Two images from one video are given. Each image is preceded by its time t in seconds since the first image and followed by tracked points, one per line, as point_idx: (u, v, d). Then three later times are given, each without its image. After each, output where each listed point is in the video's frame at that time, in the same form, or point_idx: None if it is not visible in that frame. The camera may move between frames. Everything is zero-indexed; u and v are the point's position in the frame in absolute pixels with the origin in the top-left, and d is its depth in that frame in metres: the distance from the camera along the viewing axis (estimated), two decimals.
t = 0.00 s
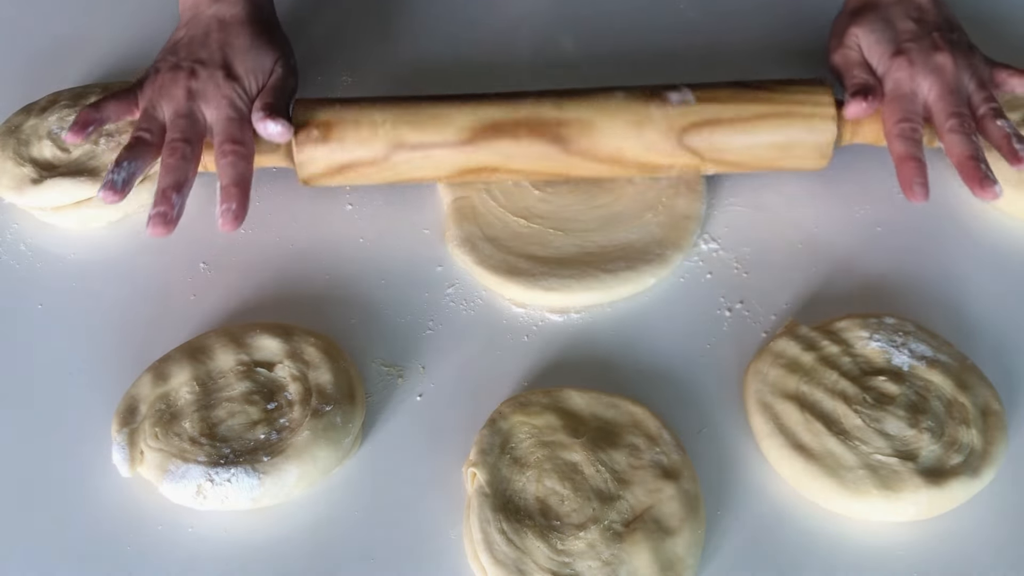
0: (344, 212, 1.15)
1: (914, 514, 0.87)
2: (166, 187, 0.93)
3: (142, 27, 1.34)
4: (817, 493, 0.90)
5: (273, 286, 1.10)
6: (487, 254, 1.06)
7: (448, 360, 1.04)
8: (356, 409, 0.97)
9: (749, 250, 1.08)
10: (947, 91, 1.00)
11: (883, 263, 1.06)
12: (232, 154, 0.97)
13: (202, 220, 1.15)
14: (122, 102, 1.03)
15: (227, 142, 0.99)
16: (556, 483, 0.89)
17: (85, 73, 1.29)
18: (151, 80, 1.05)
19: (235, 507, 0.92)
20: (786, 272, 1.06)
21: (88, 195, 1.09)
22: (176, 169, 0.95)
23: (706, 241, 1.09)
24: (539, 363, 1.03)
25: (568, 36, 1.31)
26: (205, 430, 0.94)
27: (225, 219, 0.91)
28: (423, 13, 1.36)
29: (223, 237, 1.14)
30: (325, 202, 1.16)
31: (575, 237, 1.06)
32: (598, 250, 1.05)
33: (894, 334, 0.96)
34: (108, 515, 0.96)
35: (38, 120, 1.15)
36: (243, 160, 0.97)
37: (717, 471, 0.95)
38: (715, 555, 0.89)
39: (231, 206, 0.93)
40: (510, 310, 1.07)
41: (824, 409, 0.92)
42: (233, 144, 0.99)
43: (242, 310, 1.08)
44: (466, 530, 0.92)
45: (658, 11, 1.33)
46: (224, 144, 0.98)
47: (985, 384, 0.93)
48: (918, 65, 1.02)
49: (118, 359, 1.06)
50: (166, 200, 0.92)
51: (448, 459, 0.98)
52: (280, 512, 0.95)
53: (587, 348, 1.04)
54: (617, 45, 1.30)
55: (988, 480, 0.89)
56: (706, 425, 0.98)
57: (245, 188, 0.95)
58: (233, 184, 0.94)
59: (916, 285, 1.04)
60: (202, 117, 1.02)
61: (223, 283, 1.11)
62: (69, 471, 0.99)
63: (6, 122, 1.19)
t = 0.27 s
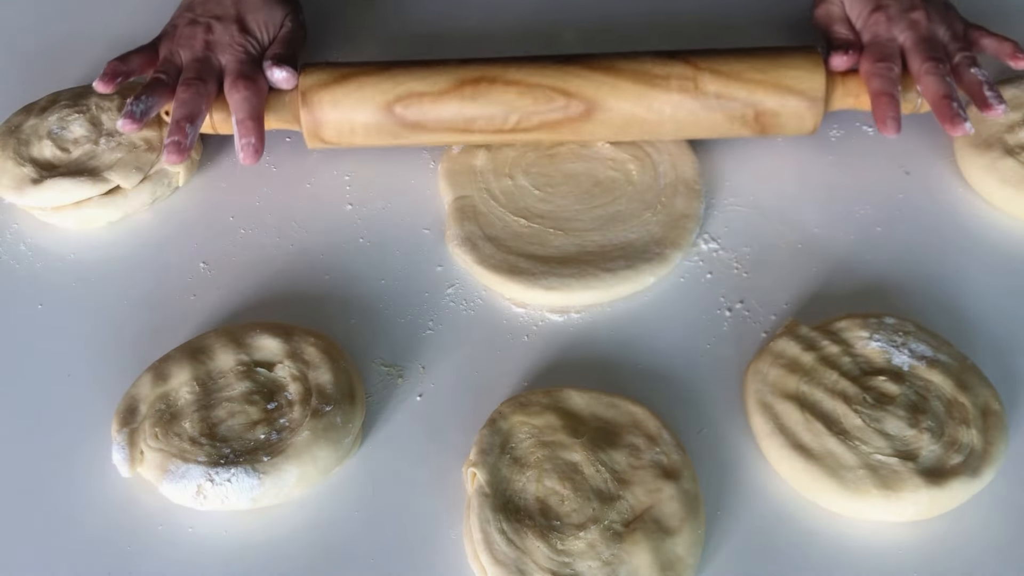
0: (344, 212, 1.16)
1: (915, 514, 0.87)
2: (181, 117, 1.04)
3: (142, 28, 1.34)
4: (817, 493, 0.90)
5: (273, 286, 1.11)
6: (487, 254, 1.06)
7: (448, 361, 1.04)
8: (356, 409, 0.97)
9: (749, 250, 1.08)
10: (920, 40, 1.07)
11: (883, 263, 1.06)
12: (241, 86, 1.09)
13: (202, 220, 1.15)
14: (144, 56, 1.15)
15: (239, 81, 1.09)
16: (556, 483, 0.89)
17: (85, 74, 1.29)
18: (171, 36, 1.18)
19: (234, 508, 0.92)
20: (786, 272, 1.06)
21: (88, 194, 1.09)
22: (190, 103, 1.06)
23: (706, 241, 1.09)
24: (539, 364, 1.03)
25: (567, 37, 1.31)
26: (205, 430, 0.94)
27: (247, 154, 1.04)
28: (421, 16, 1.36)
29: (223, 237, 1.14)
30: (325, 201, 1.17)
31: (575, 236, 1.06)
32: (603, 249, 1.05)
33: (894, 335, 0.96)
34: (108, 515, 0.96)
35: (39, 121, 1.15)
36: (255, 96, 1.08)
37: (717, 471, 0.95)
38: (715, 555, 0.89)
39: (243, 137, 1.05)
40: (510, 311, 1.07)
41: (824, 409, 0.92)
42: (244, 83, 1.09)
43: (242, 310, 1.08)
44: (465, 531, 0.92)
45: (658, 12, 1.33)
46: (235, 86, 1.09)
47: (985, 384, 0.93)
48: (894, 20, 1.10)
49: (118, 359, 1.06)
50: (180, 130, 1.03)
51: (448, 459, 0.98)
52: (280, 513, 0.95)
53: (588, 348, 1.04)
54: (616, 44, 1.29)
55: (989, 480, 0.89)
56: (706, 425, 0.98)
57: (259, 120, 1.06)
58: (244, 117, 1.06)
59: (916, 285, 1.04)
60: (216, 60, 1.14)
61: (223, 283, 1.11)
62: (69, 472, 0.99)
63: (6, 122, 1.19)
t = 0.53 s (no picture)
0: (344, 212, 1.16)
1: (914, 514, 0.87)
2: (204, 71, 1.07)
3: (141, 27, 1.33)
4: (817, 493, 0.90)
5: (273, 286, 1.11)
6: (488, 254, 1.06)
7: (448, 361, 1.04)
8: (356, 409, 0.97)
9: (750, 250, 1.08)
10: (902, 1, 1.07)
11: (883, 263, 1.06)
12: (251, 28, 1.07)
13: (202, 220, 1.15)
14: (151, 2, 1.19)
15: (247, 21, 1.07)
16: (556, 483, 0.89)
17: (84, 74, 1.29)
18: None
19: (234, 507, 0.92)
20: (786, 272, 1.06)
21: (88, 195, 1.09)
22: (208, 53, 1.07)
23: (706, 241, 1.09)
24: (539, 364, 1.03)
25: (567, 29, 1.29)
26: (205, 430, 0.94)
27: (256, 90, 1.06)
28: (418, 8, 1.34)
29: (223, 237, 1.14)
30: (325, 202, 1.16)
31: (576, 236, 1.06)
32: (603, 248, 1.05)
33: (894, 335, 0.96)
34: (108, 515, 0.96)
35: (38, 120, 1.15)
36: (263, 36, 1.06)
37: (717, 471, 0.95)
38: (715, 555, 0.90)
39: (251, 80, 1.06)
40: (510, 311, 1.07)
41: (824, 409, 0.92)
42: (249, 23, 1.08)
43: (242, 310, 1.08)
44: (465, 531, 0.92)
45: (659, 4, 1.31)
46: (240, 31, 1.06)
47: (985, 384, 0.93)
48: None
49: (118, 359, 1.06)
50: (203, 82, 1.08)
51: (448, 459, 0.98)
52: (280, 512, 0.95)
53: (588, 349, 1.04)
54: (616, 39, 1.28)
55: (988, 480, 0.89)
56: (706, 425, 0.98)
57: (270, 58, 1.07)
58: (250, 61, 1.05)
59: (916, 284, 1.04)
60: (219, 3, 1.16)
61: (223, 283, 1.11)
62: (69, 472, 0.99)
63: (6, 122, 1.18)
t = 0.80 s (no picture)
0: (344, 212, 1.16)
1: (914, 513, 0.87)
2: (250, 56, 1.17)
3: (142, 27, 1.34)
4: (817, 492, 0.90)
5: (273, 285, 1.11)
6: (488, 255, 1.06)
7: (448, 361, 1.04)
8: (355, 409, 0.97)
9: (750, 250, 1.08)
10: None
11: (882, 263, 1.06)
12: None
13: (202, 220, 1.15)
14: None
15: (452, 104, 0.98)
16: (556, 483, 0.89)
17: (85, 74, 1.29)
18: None
19: (234, 506, 0.92)
20: (785, 272, 1.06)
21: (89, 195, 1.09)
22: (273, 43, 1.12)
23: (706, 241, 1.09)
24: (539, 364, 1.03)
25: (568, 27, 1.28)
26: (205, 429, 0.94)
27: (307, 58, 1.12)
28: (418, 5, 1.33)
29: (222, 237, 1.14)
30: (325, 202, 1.16)
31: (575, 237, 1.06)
32: (602, 248, 1.05)
33: (895, 334, 0.96)
34: (108, 515, 0.96)
35: (39, 120, 1.14)
36: None
37: (717, 470, 0.95)
38: (714, 554, 0.90)
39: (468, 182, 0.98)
40: (510, 311, 1.07)
41: (825, 408, 0.92)
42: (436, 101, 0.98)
43: (242, 310, 1.08)
44: (466, 530, 0.92)
45: None
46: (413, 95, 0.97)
47: (985, 383, 0.92)
48: None
49: (118, 359, 1.06)
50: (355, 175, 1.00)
51: (448, 459, 0.98)
52: (280, 511, 0.95)
53: (588, 348, 1.04)
54: (617, 37, 1.27)
55: (988, 480, 0.89)
56: (706, 425, 0.98)
57: None
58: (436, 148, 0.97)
59: (916, 284, 1.04)
60: None
61: (223, 282, 1.11)
62: (69, 471, 0.99)
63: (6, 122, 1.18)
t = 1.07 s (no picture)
0: (344, 212, 1.16)
1: (915, 513, 0.87)
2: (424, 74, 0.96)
3: (142, 27, 1.34)
4: (817, 492, 0.90)
5: (273, 285, 1.11)
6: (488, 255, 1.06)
7: (448, 360, 1.04)
8: (355, 408, 0.97)
9: (749, 250, 1.08)
10: None
11: (882, 263, 1.06)
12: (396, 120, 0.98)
13: (202, 220, 1.15)
14: None
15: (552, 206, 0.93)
16: (556, 482, 0.89)
17: (84, 73, 1.29)
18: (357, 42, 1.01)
19: (234, 506, 0.92)
20: (786, 272, 1.06)
21: (89, 194, 1.09)
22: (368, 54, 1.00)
23: (706, 240, 1.09)
24: (539, 364, 1.03)
25: (567, 26, 1.28)
26: (205, 428, 0.94)
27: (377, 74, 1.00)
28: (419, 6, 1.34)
29: (223, 236, 1.14)
30: (325, 202, 1.17)
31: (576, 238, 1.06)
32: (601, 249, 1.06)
33: (894, 333, 0.96)
34: (108, 514, 0.96)
35: (39, 120, 1.14)
36: None
37: (717, 470, 0.95)
38: (714, 554, 0.90)
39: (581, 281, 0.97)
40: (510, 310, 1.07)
41: (824, 408, 0.93)
42: (537, 202, 0.93)
43: (242, 310, 1.09)
44: (465, 530, 0.92)
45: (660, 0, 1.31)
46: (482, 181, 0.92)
47: (984, 383, 0.92)
48: None
49: (118, 358, 1.06)
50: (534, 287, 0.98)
51: (448, 459, 0.98)
52: (280, 511, 0.95)
53: (588, 347, 1.04)
54: (616, 36, 1.27)
55: (988, 480, 0.89)
56: (706, 425, 0.98)
57: None
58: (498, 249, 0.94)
59: (916, 284, 1.04)
60: None
61: (223, 282, 1.11)
62: (70, 471, 0.99)
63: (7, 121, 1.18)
